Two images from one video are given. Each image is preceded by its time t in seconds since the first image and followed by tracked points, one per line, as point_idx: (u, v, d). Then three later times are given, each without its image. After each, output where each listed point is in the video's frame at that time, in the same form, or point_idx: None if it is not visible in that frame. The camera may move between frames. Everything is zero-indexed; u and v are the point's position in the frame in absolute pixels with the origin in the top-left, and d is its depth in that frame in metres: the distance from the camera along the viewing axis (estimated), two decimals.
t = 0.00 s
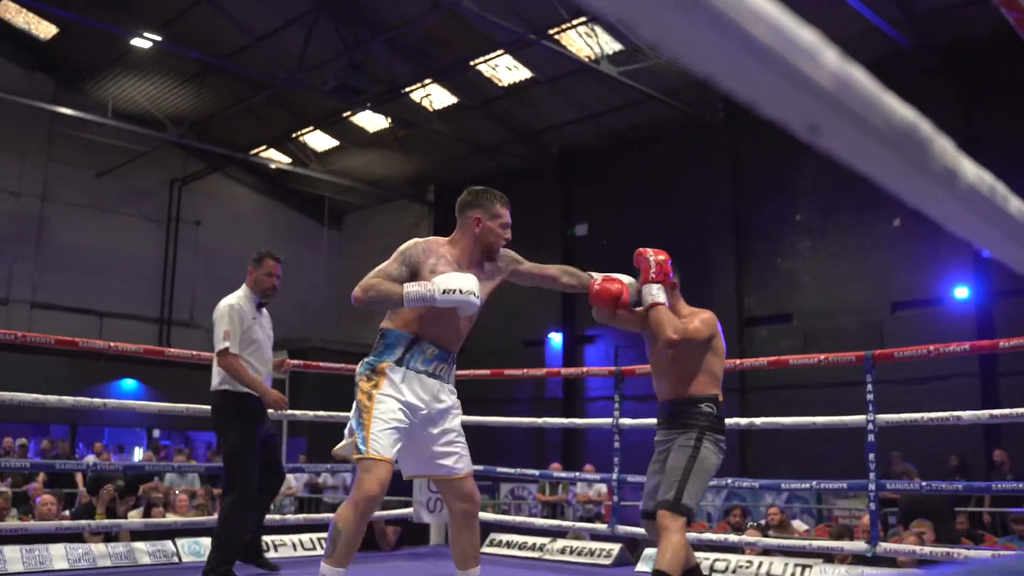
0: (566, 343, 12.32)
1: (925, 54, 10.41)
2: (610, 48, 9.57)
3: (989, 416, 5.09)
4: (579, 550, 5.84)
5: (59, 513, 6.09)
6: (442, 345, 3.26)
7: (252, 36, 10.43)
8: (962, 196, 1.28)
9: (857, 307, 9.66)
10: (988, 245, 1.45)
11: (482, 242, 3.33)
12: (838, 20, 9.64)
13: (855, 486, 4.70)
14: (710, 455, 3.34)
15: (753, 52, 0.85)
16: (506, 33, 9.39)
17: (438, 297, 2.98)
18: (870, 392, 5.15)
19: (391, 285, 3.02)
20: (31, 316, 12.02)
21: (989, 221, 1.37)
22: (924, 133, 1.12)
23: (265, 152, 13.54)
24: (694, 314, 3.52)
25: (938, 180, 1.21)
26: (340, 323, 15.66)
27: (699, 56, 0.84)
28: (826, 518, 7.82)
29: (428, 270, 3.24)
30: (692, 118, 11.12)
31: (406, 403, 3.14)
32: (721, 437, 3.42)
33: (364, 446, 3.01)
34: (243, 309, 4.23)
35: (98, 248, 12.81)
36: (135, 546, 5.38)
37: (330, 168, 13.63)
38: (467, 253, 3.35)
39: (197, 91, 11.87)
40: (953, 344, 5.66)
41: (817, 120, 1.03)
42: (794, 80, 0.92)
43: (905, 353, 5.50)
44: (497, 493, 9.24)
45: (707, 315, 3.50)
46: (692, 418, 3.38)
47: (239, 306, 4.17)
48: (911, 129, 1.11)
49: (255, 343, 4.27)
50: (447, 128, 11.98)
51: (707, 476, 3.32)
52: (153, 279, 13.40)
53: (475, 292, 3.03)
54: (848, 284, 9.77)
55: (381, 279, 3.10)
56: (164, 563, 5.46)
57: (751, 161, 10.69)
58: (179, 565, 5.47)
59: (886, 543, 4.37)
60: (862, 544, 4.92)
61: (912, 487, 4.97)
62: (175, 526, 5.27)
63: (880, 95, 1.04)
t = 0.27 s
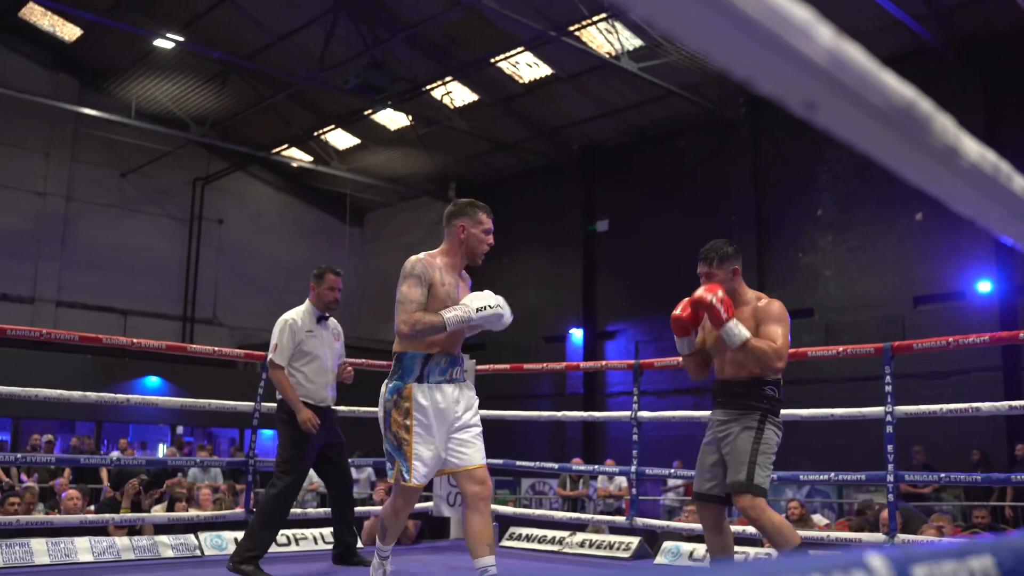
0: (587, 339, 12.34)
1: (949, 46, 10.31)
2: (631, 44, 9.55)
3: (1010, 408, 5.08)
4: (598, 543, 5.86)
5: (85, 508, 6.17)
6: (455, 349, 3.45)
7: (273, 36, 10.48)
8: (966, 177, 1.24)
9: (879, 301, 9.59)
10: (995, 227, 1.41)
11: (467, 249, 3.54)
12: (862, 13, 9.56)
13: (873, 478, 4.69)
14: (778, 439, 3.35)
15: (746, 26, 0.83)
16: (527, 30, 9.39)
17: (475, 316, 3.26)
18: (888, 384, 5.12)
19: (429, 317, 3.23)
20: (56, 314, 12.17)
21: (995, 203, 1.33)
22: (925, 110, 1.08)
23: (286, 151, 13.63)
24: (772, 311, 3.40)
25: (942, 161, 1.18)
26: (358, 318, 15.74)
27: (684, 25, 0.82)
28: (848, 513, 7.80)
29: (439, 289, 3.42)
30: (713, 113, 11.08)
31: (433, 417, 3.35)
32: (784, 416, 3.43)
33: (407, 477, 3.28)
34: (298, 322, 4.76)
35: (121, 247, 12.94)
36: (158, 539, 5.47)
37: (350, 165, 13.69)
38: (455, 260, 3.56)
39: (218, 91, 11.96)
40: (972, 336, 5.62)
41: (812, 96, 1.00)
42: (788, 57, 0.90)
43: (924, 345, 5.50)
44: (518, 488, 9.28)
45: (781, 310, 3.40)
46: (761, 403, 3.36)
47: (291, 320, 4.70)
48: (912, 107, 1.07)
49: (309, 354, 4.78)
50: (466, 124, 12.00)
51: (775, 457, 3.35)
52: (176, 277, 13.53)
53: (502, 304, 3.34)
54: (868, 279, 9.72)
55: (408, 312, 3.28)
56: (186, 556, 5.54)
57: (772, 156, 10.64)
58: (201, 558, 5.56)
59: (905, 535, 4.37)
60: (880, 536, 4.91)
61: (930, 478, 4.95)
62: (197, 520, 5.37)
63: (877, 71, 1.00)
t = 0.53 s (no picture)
0: (589, 331, 12.34)
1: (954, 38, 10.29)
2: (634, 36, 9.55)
3: (1011, 401, 5.07)
4: (600, 535, 5.87)
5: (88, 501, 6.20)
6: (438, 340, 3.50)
7: (277, 28, 10.50)
8: (940, 169, 1.30)
9: (881, 294, 9.60)
10: (971, 219, 1.47)
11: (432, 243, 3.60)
12: (866, 5, 9.54)
13: (875, 471, 4.70)
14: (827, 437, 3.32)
15: (715, 26, 0.89)
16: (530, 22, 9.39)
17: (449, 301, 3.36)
18: (891, 377, 5.11)
19: (407, 317, 3.34)
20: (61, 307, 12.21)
21: (970, 194, 1.39)
22: (890, 104, 1.15)
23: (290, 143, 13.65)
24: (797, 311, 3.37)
25: (910, 152, 1.24)
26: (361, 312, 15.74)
27: (656, 27, 0.88)
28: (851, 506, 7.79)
29: (416, 287, 3.47)
30: (717, 106, 11.07)
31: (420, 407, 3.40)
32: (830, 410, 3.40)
33: (396, 463, 3.36)
34: (322, 305, 5.13)
35: (126, 240, 12.97)
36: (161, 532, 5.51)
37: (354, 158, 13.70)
38: (424, 256, 3.60)
39: (222, 84, 11.99)
40: (975, 329, 5.62)
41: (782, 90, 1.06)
42: (755, 53, 0.96)
43: (925, 338, 5.49)
44: (521, 481, 9.29)
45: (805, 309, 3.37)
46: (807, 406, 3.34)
47: (315, 304, 5.08)
48: (879, 101, 1.14)
49: (331, 335, 5.12)
50: (470, 117, 12.01)
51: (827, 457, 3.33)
52: (180, 270, 13.56)
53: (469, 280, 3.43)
54: (871, 271, 9.71)
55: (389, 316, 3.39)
56: (189, 549, 5.58)
57: (776, 148, 10.63)
58: (203, 550, 5.60)
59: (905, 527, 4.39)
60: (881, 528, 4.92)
61: (934, 472, 4.96)
62: (199, 512, 5.44)
63: (844, 65, 1.07)
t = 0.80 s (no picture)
0: (589, 328, 12.33)
1: (955, 35, 10.27)
2: (634, 33, 9.53)
3: (1009, 398, 5.07)
4: (599, 532, 5.88)
5: (87, 496, 6.21)
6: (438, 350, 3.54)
7: (276, 24, 10.48)
8: (943, 162, 1.23)
9: (881, 291, 9.58)
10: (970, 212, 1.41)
11: (437, 256, 3.62)
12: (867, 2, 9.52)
13: (874, 468, 4.70)
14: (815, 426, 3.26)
15: (702, 11, 0.82)
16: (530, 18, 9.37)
17: (410, 325, 3.25)
18: (890, 374, 5.11)
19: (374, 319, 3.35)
20: (60, 303, 12.21)
21: (971, 187, 1.33)
22: (893, 94, 1.08)
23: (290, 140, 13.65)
24: (780, 287, 3.41)
25: (912, 145, 1.17)
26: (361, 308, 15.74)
27: (639, 8, 0.79)
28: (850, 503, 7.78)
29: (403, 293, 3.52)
30: (717, 102, 11.05)
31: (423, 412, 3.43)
32: (835, 402, 3.29)
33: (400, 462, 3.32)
34: (316, 312, 5.43)
35: (125, 236, 12.96)
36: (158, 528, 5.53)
37: (354, 155, 13.69)
38: (428, 268, 3.66)
39: (221, 80, 11.97)
40: (974, 326, 5.63)
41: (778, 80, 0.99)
42: (750, 40, 0.88)
43: (924, 335, 5.49)
44: (520, 477, 9.29)
45: (789, 284, 3.38)
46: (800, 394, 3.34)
47: (307, 310, 5.37)
48: (881, 91, 1.07)
49: (325, 339, 5.38)
50: (470, 113, 11.99)
51: (819, 447, 3.25)
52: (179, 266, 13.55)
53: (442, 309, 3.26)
54: (871, 268, 9.70)
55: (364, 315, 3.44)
56: (186, 545, 5.60)
57: (776, 145, 10.61)
58: (201, 546, 5.61)
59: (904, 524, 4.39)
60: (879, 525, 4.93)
61: (932, 469, 4.96)
62: (196, 509, 5.46)
63: (843, 54, 1.00)
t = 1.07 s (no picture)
0: (585, 325, 12.33)
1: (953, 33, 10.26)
2: (631, 30, 9.52)
3: (1008, 396, 5.07)
4: (595, 531, 5.87)
5: (81, 494, 6.18)
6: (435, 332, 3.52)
7: (273, 20, 10.46)
8: (926, 132, 1.39)
9: (877, 289, 9.57)
10: (952, 179, 1.57)
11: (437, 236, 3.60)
12: None
13: (872, 467, 4.69)
14: (781, 416, 3.22)
15: (739, 8, 0.91)
16: (527, 14, 9.36)
17: (424, 297, 3.25)
18: (889, 373, 5.10)
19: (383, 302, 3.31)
20: (55, 300, 12.18)
21: (952, 155, 1.49)
22: (889, 71, 1.22)
23: (286, 136, 13.62)
24: (764, 286, 3.40)
25: (901, 115, 1.32)
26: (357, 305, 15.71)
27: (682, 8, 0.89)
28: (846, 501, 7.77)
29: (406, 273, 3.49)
30: (714, 100, 11.05)
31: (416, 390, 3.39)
32: (806, 397, 3.24)
33: (390, 434, 3.26)
34: (288, 310, 5.43)
35: (120, 233, 12.93)
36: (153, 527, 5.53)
37: (350, 151, 13.66)
38: (426, 247, 3.62)
39: (218, 77, 11.94)
40: (973, 324, 5.62)
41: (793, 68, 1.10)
42: (777, 35, 0.99)
43: (922, 333, 5.49)
44: (516, 475, 9.28)
45: (774, 284, 3.37)
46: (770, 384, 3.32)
47: (280, 307, 5.39)
48: (878, 70, 1.20)
49: (297, 338, 5.40)
50: (466, 110, 11.97)
51: (784, 438, 3.20)
52: (175, 262, 13.52)
53: (451, 279, 3.29)
54: (867, 266, 9.70)
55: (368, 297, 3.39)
56: (181, 543, 5.60)
57: (773, 142, 10.60)
58: (196, 545, 5.61)
59: (902, 523, 4.39)
60: (878, 524, 4.94)
61: (929, 467, 4.95)
62: (191, 507, 5.46)
63: (853, 43, 1.11)
